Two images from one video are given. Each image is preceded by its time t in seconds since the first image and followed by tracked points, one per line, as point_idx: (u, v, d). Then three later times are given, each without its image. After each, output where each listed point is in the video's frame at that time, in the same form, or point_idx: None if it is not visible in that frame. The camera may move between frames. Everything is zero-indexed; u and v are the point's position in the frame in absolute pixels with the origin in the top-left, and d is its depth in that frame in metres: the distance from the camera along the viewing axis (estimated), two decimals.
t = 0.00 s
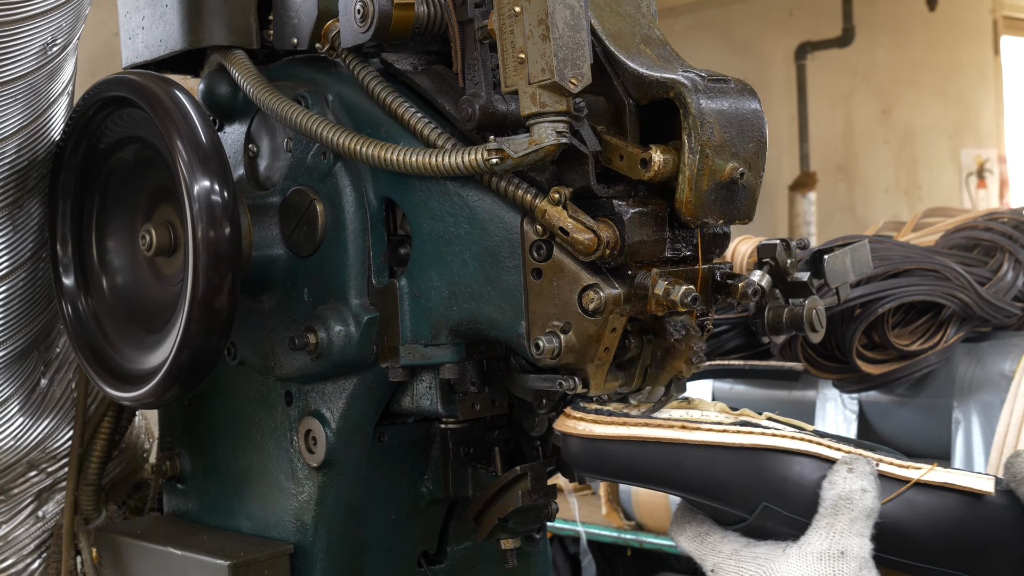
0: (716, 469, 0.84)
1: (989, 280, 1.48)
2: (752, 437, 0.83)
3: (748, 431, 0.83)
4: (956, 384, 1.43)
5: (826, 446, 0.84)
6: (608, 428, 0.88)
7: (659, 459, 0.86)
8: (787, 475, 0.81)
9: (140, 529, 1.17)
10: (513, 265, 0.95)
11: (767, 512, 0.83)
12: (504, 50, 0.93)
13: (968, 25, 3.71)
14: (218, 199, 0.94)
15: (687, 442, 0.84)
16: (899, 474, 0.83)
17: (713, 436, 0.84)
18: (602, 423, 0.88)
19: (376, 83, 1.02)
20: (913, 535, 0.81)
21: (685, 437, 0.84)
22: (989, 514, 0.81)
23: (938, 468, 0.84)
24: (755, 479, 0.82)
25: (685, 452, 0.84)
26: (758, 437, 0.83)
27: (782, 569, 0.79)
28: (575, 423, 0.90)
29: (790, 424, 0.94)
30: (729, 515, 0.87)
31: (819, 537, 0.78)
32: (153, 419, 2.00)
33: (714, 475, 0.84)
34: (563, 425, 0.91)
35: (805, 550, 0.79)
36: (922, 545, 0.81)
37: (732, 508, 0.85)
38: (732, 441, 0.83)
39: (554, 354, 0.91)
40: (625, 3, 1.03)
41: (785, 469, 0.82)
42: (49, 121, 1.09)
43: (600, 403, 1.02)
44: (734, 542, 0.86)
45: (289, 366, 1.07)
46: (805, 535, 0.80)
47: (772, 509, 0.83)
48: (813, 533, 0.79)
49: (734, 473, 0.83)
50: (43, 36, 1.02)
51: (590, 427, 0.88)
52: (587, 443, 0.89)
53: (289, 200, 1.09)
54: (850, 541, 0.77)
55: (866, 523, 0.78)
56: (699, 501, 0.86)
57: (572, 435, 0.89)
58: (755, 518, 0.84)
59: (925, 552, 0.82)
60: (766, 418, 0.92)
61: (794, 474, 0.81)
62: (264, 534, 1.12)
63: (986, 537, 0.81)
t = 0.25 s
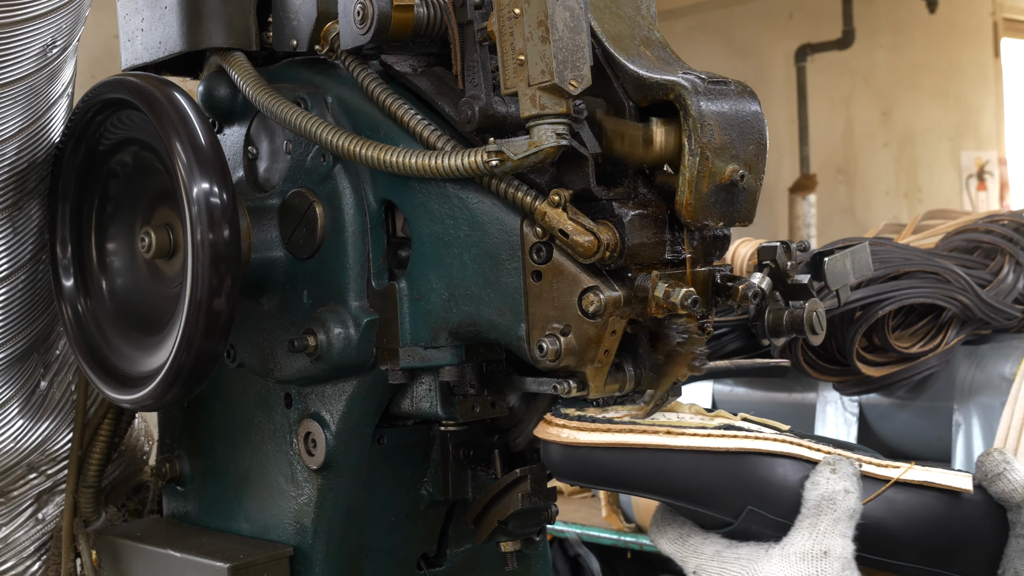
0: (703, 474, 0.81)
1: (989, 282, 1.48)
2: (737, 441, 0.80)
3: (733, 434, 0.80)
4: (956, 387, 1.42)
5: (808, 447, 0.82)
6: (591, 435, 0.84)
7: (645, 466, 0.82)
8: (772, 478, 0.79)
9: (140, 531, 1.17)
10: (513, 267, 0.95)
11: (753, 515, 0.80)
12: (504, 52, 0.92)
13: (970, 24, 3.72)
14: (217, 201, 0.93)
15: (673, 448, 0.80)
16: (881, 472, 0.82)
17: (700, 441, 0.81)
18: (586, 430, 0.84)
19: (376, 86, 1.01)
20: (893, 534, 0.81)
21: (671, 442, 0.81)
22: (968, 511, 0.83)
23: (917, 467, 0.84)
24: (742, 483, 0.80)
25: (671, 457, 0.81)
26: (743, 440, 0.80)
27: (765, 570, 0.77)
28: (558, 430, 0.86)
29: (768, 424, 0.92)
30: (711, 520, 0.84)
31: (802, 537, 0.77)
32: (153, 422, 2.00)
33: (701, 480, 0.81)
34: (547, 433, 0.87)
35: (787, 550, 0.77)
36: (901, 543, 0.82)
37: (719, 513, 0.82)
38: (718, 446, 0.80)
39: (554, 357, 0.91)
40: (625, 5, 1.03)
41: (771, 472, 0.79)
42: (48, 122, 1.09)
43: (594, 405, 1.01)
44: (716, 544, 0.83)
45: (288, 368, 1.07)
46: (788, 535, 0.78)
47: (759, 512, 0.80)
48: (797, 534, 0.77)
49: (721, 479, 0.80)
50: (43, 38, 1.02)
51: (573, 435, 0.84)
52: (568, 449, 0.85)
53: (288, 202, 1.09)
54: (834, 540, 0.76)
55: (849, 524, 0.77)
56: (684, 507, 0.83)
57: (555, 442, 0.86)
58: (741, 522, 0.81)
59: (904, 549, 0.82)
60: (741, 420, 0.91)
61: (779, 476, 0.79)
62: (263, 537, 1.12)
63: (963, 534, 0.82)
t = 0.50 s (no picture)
0: (687, 473, 0.79)
1: (993, 284, 1.47)
2: (721, 440, 0.78)
3: (717, 434, 0.79)
4: (959, 389, 1.42)
5: (789, 446, 0.80)
6: (575, 435, 0.82)
7: (628, 466, 0.80)
8: (756, 477, 0.77)
9: (141, 533, 1.16)
10: (516, 268, 0.94)
11: (737, 515, 0.79)
12: (507, 53, 0.92)
13: (972, 25, 3.79)
14: (219, 202, 0.93)
15: (656, 448, 0.79)
16: (863, 470, 0.81)
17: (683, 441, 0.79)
18: (570, 430, 0.83)
19: (379, 86, 1.01)
20: (875, 532, 0.80)
21: (654, 442, 0.79)
22: (947, 509, 0.81)
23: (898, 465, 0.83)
24: (725, 483, 0.78)
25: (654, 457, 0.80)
26: (727, 439, 0.78)
27: (748, 568, 0.74)
28: (541, 432, 0.85)
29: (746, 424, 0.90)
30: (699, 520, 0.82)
31: (784, 535, 0.74)
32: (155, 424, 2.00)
33: (684, 480, 0.79)
34: (531, 435, 0.86)
35: (770, 548, 0.74)
36: (884, 542, 0.80)
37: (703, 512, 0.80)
38: (702, 445, 0.78)
39: (557, 358, 0.90)
40: (628, 6, 1.03)
41: (753, 471, 0.77)
42: (49, 123, 1.09)
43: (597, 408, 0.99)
44: (699, 542, 0.81)
45: (290, 370, 1.07)
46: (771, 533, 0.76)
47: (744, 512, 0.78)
48: (779, 531, 0.75)
49: (705, 478, 0.78)
50: (45, 39, 1.02)
51: (556, 436, 0.83)
52: (552, 450, 0.84)
53: (290, 203, 1.08)
54: (818, 537, 0.73)
55: (832, 521, 0.75)
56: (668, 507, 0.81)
57: (537, 443, 0.85)
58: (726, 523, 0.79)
59: (886, 547, 0.81)
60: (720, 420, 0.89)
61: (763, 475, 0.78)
62: (265, 539, 1.11)
63: (943, 531, 0.80)
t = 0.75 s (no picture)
0: (682, 476, 0.78)
1: (998, 285, 1.47)
2: (714, 440, 0.79)
3: (709, 434, 0.79)
4: (965, 391, 1.41)
5: (773, 444, 0.82)
6: (570, 439, 0.78)
7: (625, 470, 0.78)
8: (747, 476, 0.79)
9: (145, 534, 1.16)
10: (521, 269, 0.94)
11: (732, 515, 0.79)
12: (512, 53, 0.92)
13: (975, 27, 3.66)
14: (223, 202, 0.93)
15: (655, 450, 0.77)
16: (848, 466, 0.84)
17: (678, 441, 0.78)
18: (565, 435, 0.79)
19: (383, 86, 1.01)
20: (863, 526, 0.84)
21: (651, 443, 0.77)
22: (930, 500, 0.85)
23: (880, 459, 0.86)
24: (719, 484, 0.78)
25: (651, 459, 0.78)
26: (719, 439, 0.79)
27: (744, 566, 0.75)
28: (533, 436, 0.80)
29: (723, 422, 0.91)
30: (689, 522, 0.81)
31: (777, 532, 0.76)
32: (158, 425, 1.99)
33: (680, 482, 0.78)
34: (522, 440, 0.81)
35: (763, 546, 0.75)
36: (871, 537, 0.84)
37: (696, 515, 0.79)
38: (698, 445, 0.78)
39: (562, 359, 0.90)
40: (633, 5, 1.02)
41: (744, 471, 0.79)
42: (53, 123, 1.09)
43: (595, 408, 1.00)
44: (691, 542, 0.80)
45: (294, 371, 1.06)
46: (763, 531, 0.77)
47: (738, 512, 0.79)
48: (772, 529, 0.76)
49: (701, 480, 0.78)
50: (49, 39, 1.01)
51: (551, 440, 0.79)
52: (544, 455, 0.80)
53: (294, 203, 1.08)
54: (811, 534, 0.75)
55: (823, 518, 0.76)
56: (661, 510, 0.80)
57: (529, 448, 0.80)
58: (720, 524, 0.79)
59: (874, 541, 0.85)
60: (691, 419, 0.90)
61: (754, 475, 0.79)
62: (269, 540, 1.11)
63: (927, 523, 0.85)
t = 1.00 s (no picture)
0: (683, 478, 0.77)
1: (1005, 285, 1.46)
2: (713, 439, 0.78)
3: (707, 434, 0.78)
4: (971, 391, 1.41)
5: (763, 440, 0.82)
6: (575, 448, 0.74)
7: (630, 477, 0.75)
8: (743, 475, 0.79)
9: (151, 534, 1.16)
10: (529, 269, 0.94)
11: (731, 515, 0.79)
12: (520, 54, 0.92)
13: (982, 22, 3.78)
14: (231, 202, 0.93)
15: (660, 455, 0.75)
16: (831, 457, 0.83)
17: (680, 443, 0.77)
18: (570, 443, 0.74)
19: (391, 86, 1.01)
20: (848, 518, 0.83)
21: (656, 448, 0.75)
22: (907, 485, 0.85)
23: (859, 448, 0.85)
24: (714, 483, 0.78)
25: (653, 464, 0.76)
26: (716, 439, 0.78)
27: (743, 562, 0.75)
28: (536, 447, 0.76)
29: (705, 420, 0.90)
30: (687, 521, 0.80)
31: (772, 526, 0.76)
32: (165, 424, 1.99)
33: (680, 485, 0.77)
34: (522, 449, 0.76)
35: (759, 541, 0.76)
36: (855, 527, 0.84)
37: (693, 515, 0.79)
38: (700, 445, 0.77)
39: (571, 360, 0.90)
40: (641, 6, 1.02)
41: (739, 470, 0.79)
42: (61, 122, 1.08)
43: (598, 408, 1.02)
44: (687, 540, 0.80)
45: (302, 371, 1.06)
46: (757, 526, 0.78)
47: (736, 511, 0.79)
48: (767, 523, 0.77)
49: (700, 482, 0.77)
50: (57, 39, 1.01)
51: (556, 450, 0.74)
52: (548, 465, 0.75)
53: (302, 203, 1.08)
54: (805, 526, 0.76)
55: (817, 512, 0.77)
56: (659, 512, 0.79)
57: (533, 459, 0.75)
58: (719, 525, 0.79)
59: (854, 530, 0.84)
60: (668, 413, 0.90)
61: (747, 475, 0.79)
62: (276, 540, 1.11)
63: (904, 508, 0.85)
